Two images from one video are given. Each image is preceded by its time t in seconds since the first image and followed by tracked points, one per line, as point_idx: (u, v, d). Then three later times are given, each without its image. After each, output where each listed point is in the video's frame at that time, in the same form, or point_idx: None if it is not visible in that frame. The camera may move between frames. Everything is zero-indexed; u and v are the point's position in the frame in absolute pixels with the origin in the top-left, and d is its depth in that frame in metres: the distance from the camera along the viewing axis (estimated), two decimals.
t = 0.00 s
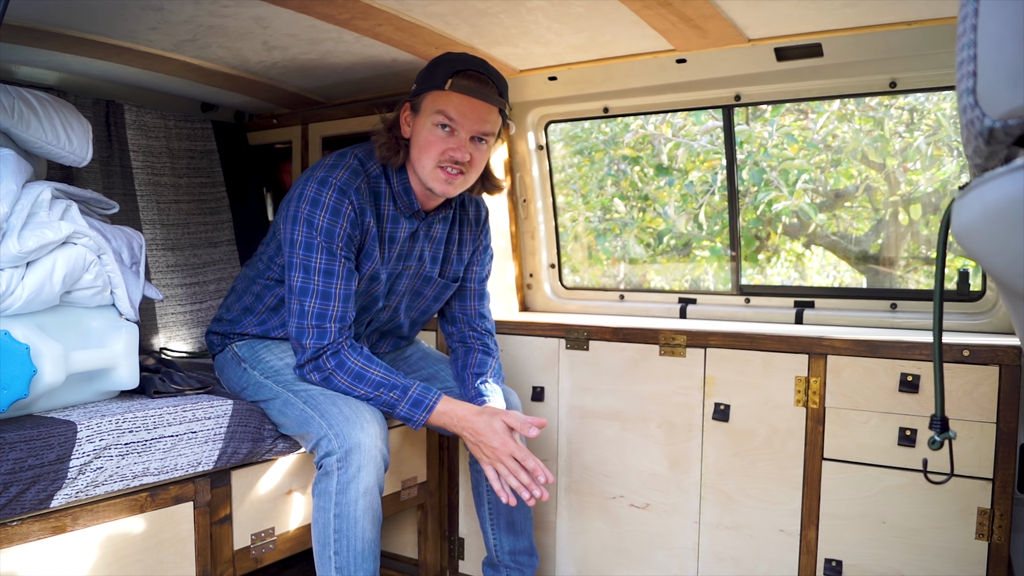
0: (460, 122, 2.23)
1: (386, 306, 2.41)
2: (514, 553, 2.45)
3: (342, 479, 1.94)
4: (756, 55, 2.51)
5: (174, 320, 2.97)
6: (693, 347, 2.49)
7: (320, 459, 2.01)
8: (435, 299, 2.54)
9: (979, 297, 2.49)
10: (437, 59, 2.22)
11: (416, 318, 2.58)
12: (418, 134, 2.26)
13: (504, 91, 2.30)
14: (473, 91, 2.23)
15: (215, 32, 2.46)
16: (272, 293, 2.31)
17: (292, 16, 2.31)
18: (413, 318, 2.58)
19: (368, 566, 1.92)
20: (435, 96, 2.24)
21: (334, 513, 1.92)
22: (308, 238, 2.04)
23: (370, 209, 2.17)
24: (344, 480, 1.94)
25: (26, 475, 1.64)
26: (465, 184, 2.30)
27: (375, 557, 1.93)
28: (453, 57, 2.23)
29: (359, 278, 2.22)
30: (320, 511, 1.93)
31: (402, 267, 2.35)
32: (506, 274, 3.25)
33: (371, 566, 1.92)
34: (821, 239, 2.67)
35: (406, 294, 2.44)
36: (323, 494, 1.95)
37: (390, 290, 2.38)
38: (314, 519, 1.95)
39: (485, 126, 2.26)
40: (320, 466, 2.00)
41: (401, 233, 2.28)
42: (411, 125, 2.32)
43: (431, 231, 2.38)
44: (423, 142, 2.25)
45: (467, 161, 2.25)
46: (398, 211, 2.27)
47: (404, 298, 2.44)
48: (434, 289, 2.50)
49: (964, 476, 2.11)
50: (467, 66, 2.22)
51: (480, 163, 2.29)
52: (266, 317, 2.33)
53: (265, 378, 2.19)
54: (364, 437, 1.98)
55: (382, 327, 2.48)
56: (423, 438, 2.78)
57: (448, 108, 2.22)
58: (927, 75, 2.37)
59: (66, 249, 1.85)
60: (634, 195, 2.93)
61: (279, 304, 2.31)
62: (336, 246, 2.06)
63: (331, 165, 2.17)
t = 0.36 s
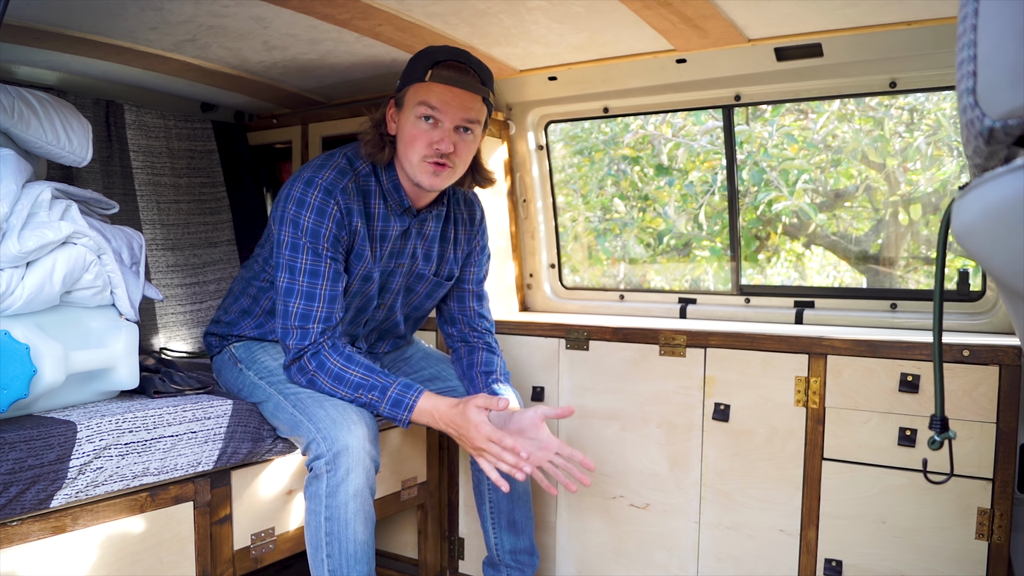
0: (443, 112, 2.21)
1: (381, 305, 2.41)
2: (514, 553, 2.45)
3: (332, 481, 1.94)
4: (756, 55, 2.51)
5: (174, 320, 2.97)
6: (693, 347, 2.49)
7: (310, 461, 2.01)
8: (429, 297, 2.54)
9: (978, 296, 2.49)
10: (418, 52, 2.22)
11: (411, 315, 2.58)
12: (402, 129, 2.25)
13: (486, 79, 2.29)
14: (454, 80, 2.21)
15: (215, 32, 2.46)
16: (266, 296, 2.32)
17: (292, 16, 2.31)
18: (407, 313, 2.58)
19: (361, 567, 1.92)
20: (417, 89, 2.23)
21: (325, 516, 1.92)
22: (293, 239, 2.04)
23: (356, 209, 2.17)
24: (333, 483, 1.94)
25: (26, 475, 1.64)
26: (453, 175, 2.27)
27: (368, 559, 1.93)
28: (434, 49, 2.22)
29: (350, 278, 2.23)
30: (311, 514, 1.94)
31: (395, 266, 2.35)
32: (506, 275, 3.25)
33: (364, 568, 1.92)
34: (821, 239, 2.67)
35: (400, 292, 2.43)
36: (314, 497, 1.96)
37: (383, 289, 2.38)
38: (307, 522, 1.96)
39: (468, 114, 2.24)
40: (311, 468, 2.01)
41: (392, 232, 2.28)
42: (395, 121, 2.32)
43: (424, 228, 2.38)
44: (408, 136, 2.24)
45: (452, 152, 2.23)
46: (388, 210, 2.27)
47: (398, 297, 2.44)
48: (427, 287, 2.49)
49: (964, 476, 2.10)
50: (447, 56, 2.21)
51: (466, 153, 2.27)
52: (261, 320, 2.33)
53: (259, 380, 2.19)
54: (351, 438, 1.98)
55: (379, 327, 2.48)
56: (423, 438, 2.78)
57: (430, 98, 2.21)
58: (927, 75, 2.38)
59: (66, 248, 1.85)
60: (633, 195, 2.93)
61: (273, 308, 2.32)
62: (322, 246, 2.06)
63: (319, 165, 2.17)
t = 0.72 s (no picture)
0: (438, 114, 2.19)
1: (379, 305, 2.41)
2: (513, 553, 2.45)
3: (330, 482, 1.94)
4: (756, 55, 2.51)
5: (174, 320, 2.97)
6: (693, 347, 2.49)
7: (309, 461, 2.01)
8: (427, 296, 2.54)
9: (978, 296, 2.49)
10: (413, 53, 2.20)
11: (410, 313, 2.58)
12: (399, 131, 2.24)
13: (483, 80, 2.26)
14: (450, 81, 2.19)
15: (215, 32, 2.46)
16: (266, 296, 2.32)
17: (292, 16, 2.31)
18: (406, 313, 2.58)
19: (360, 568, 1.92)
20: (412, 91, 2.21)
21: (324, 517, 1.92)
22: (295, 240, 2.05)
23: (357, 209, 2.17)
24: (332, 484, 1.94)
25: (26, 475, 1.64)
26: (448, 178, 2.27)
27: (367, 559, 1.93)
28: (430, 51, 2.20)
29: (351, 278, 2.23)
30: (310, 515, 1.94)
31: (393, 266, 2.35)
32: (506, 275, 3.25)
33: (363, 568, 1.92)
34: (821, 239, 2.67)
35: (399, 292, 2.43)
36: (313, 498, 1.96)
37: (382, 288, 2.38)
38: (306, 523, 1.96)
39: (465, 116, 2.22)
40: (309, 469, 2.00)
41: (389, 232, 2.28)
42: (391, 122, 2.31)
43: (422, 229, 2.38)
44: (404, 138, 2.23)
45: (448, 155, 2.23)
46: (386, 210, 2.27)
47: (397, 297, 2.44)
48: (425, 287, 2.50)
49: (965, 476, 2.10)
50: (443, 57, 2.19)
51: (462, 156, 2.27)
52: (261, 319, 2.33)
53: (259, 381, 2.19)
54: (349, 439, 1.98)
55: (378, 327, 2.48)
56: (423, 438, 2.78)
57: (426, 101, 2.19)
58: (927, 75, 2.38)
59: (66, 248, 1.85)
60: (633, 194, 2.93)
61: (273, 308, 2.32)
62: (324, 247, 2.06)
63: (318, 165, 2.17)
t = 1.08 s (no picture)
0: (443, 117, 2.20)
1: (380, 305, 2.41)
2: (513, 553, 2.45)
3: (333, 482, 1.94)
4: (756, 55, 2.51)
5: (174, 319, 2.97)
6: (694, 347, 2.49)
7: (311, 461, 2.01)
8: (428, 297, 2.54)
9: (979, 296, 2.49)
10: (417, 55, 2.20)
11: (411, 314, 2.58)
12: (404, 133, 2.24)
13: (487, 81, 2.26)
14: (454, 83, 2.19)
15: (215, 32, 2.46)
16: (267, 295, 2.31)
17: (292, 16, 2.31)
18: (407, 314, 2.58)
19: (361, 568, 1.92)
20: (417, 94, 2.21)
21: (326, 516, 1.92)
22: (299, 239, 2.04)
23: (360, 209, 2.17)
24: (334, 483, 1.94)
25: (26, 475, 1.64)
26: (454, 180, 2.27)
27: (368, 559, 1.94)
28: (433, 52, 2.20)
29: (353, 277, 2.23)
30: (311, 514, 1.94)
31: (394, 266, 2.35)
32: (506, 274, 3.25)
33: (364, 568, 1.93)
34: (821, 239, 2.67)
35: (400, 292, 2.43)
36: (314, 498, 1.96)
37: (383, 288, 2.38)
38: (307, 522, 1.96)
39: (470, 118, 2.23)
40: (311, 468, 2.00)
41: (391, 232, 2.29)
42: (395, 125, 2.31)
43: (424, 229, 2.37)
44: (409, 141, 2.22)
45: (455, 157, 2.22)
46: (388, 210, 2.27)
47: (398, 297, 2.44)
48: (426, 287, 2.50)
49: (964, 476, 2.10)
50: (446, 59, 2.19)
51: (468, 157, 2.26)
52: (262, 319, 2.33)
53: (260, 380, 2.19)
54: (352, 439, 1.98)
55: (379, 327, 2.48)
56: (424, 438, 2.78)
57: (431, 103, 2.19)
58: (927, 75, 2.38)
59: (66, 248, 1.85)
60: (633, 194, 2.93)
61: (274, 307, 2.32)
62: (327, 246, 2.06)
63: (321, 165, 2.17)
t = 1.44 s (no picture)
0: (452, 124, 2.19)
1: (385, 306, 2.41)
2: (513, 553, 2.45)
3: (337, 481, 1.95)
4: (756, 55, 2.52)
5: (174, 319, 2.97)
6: (694, 347, 2.49)
7: (314, 459, 2.01)
8: (433, 299, 2.53)
9: (978, 296, 2.49)
10: (425, 61, 2.19)
11: (417, 316, 2.59)
12: (413, 139, 2.23)
13: (496, 87, 2.26)
14: (463, 90, 2.18)
15: (215, 32, 2.46)
16: (271, 295, 2.30)
17: (292, 16, 2.31)
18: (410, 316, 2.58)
19: (363, 567, 1.92)
20: (425, 100, 2.20)
21: (329, 515, 1.92)
22: (307, 240, 2.04)
23: (369, 211, 2.18)
24: (338, 483, 1.95)
25: (26, 475, 1.64)
26: (463, 185, 2.27)
27: (371, 558, 1.94)
28: (442, 58, 2.19)
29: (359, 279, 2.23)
30: (314, 513, 1.94)
31: (400, 268, 2.35)
32: (506, 275, 3.25)
33: (366, 567, 1.93)
34: (821, 239, 2.67)
35: (405, 294, 2.43)
36: (317, 497, 1.96)
37: (388, 290, 2.38)
38: (309, 521, 1.96)
39: (479, 125, 2.22)
40: (314, 467, 2.00)
41: (398, 235, 2.28)
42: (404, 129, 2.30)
43: (431, 232, 2.36)
44: (419, 147, 2.22)
45: (464, 163, 2.22)
46: (396, 213, 2.26)
47: (403, 299, 2.44)
48: (432, 289, 2.49)
49: (965, 476, 2.10)
50: (455, 65, 2.19)
51: (477, 162, 2.26)
52: (265, 318, 2.32)
53: (264, 380, 2.19)
54: (357, 438, 1.99)
55: (382, 328, 2.48)
56: (424, 438, 2.78)
57: (440, 109, 2.18)
58: (927, 75, 2.38)
59: (66, 249, 1.85)
60: (633, 194, 2.93)
61: (278, 306, 2.31)
62: (336, 248, 2.06)
63: (331, 166, 2.17)
